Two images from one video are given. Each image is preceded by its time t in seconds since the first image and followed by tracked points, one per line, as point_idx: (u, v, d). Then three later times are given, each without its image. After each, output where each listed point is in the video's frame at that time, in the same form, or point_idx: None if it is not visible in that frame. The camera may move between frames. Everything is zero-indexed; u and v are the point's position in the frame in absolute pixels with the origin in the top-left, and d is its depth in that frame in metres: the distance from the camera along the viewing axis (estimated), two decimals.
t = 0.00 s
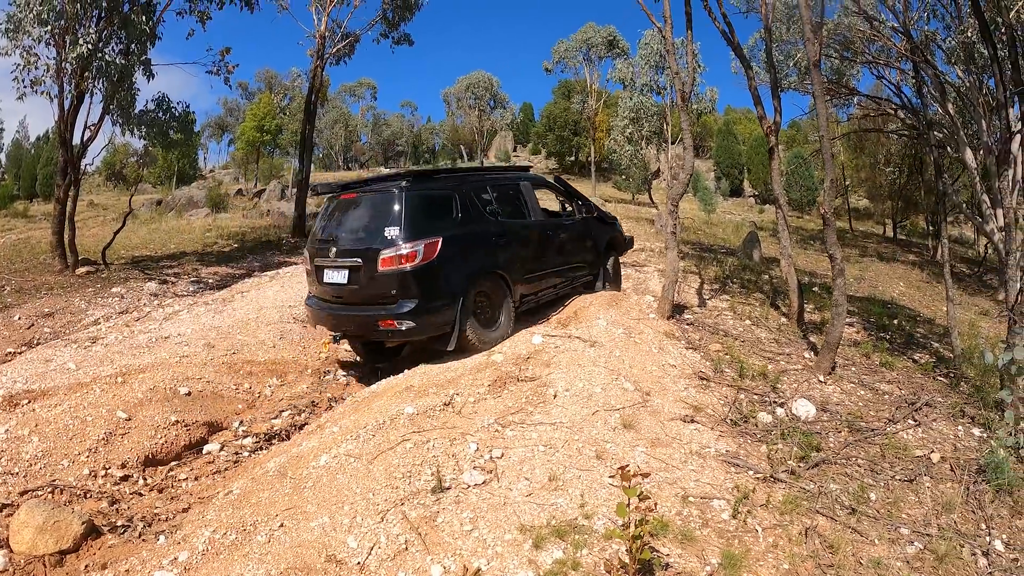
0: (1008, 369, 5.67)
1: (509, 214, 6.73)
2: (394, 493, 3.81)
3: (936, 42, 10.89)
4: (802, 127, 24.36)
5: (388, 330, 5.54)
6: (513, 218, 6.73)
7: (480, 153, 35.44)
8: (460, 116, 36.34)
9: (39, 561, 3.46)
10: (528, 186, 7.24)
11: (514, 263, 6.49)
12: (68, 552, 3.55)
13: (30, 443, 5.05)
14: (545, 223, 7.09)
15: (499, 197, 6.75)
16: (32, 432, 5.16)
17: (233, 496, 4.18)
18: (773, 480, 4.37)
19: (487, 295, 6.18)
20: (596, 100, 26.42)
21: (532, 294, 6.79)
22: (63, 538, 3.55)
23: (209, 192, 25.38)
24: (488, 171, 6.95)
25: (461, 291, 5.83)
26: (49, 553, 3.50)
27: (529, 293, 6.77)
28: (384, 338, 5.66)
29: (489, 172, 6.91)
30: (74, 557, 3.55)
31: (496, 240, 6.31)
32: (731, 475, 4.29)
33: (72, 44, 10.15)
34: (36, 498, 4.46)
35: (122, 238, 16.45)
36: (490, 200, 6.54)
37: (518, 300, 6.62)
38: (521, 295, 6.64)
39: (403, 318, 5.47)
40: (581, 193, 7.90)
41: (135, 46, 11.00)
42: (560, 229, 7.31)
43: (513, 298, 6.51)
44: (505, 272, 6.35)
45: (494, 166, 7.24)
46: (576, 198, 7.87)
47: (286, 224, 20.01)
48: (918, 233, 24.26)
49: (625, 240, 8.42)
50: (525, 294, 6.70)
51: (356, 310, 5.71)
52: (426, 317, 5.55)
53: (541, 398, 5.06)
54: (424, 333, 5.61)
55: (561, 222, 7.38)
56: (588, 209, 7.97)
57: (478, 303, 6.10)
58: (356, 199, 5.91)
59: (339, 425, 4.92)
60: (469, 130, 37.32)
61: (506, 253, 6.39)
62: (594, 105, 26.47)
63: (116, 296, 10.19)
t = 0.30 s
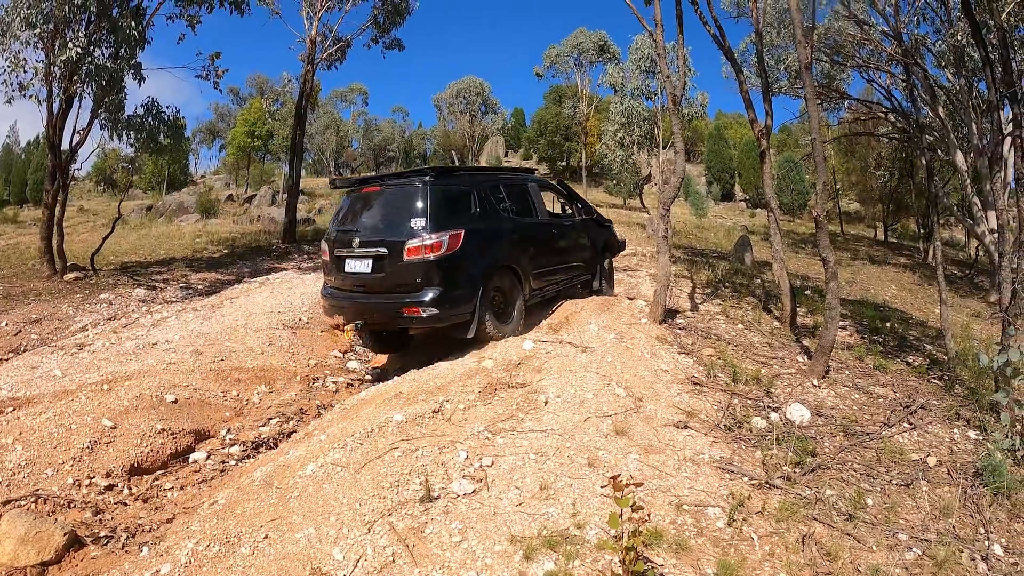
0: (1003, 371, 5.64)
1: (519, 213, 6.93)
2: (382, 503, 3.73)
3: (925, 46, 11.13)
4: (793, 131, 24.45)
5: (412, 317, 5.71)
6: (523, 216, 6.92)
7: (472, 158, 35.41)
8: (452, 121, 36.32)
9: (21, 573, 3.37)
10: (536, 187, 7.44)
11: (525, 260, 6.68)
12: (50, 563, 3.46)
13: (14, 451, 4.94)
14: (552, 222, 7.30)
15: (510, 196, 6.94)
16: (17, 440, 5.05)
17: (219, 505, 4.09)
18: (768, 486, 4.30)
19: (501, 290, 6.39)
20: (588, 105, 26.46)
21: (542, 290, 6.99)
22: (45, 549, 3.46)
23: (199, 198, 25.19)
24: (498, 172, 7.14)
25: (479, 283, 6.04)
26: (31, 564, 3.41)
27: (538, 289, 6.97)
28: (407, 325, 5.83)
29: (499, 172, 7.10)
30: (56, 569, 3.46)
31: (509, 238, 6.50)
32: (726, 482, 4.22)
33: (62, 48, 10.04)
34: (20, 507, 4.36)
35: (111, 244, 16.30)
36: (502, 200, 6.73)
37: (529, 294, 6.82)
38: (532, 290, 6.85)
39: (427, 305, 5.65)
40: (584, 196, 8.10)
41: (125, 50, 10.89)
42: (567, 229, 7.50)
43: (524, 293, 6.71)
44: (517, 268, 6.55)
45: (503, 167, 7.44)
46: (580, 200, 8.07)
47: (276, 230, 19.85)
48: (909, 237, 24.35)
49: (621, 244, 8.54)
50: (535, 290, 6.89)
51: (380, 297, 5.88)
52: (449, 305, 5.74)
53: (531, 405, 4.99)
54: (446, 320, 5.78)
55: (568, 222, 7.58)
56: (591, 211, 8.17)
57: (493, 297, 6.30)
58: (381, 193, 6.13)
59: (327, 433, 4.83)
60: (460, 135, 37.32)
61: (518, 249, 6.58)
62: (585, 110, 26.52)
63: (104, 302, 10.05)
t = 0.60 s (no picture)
0: (1000, 374, 5.52)
1: (521, 214, 6.84)
2: (356, 520, 3.52)
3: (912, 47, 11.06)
4: (781, 134, 24.46)
5: (429, 321, 5.68)
6: (525, 217, 6.85)
7: (460, 162, 35.23)
8: (440, 125, 36.14)
9: None
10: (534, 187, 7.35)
11: (530, 260, 6.63)
12: None
13: None
14: (554, 222, 7.24)
15: (511, 198, 6.83)
16: None
17: (188, 523, 3.89)
18: (763, 497, 4.13)
19: (509, 290, 6.34)
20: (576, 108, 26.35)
21: (545, 288, 6.96)
22: (7, 566, 3.34)
23: (184, 203, 24.84)
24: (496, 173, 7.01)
25: (491, 284, 6.02)
26: None
27: (542, 287, 6.93)
28: (424, 329, 5.80)
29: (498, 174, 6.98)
30: None
31: (515, 239, 6.44)
32: (719, 493, 4.04)
33: (40, 49, 9.75)
34: None
35: (94, 249, 15.99)
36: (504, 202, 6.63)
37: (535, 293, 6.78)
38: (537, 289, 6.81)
39: (443, 309, 5.63)
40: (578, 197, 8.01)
41: (106, 53, 10.62)
42: (568, 228, 7.44)
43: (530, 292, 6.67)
44: (523, 267, 6.51)
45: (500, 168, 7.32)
46: (576, 201, 7.98)
47: (261, 235, 19.56)
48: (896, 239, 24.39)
49: (614, 240, 8.36)
50: (540, 288, 6.86)
51: (395, 303, 5.82)
52: (464, 308, 5.73)
53: (516, 414, 4.80)
54: (463, 323, 5.77)
55: (568, 221, 7.52)
56: (586, 211, 8.09)
57: (502, 297, 6.26)
58: (390, 200, 6.02)
59: (303, 445, 4.61)
60: (448, 139, 37.15)
61: (523, 250, 6.53)
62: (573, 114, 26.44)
63: (83, 308, 9.78)
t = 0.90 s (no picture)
0: (999, 379, 5.41)
1: (529, 213, 6.85)
2: (332, 546, 3.30)
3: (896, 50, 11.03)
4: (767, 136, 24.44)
5: (448, 308, 5.67)
6: (533, 216, 6.86)
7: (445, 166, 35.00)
8: (425, 129, 35.86)
9: None
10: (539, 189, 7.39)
11: (537, 257, 6.62)
12: None
13: None
14: (558, 222, 7.26)
15: (520, 196, 6.84)
16: None
17: (155, 547, 3.67)
18: (761, 513, 3.96)
19: (520, 285, 6.31)
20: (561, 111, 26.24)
21: (549, 285, 6.94)
22: None
23: (165, 207, 24.38)
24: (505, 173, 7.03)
25: (506, 278, 6.04)
26: None
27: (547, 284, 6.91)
28: (442, 316, 5.78)
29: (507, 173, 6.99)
30: None
31: (526, 236, 6.46)
32: (716, 510, 3.86)
33: (15, 48, 9.39)
34: None
35: (74, 254, 15.59)
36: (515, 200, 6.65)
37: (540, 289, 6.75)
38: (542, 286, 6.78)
39: (464, 297, 5.63)
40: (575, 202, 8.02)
41: (84, 54, 10.27)
42: (569, 228, 7.46)
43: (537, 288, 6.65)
44: (532, 263, 6.50)
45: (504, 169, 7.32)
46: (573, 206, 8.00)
47: (243, 239, 19.20)
48: (880, 241, 24.51)
49: (602, 246, 8.24)
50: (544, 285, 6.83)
51: (414, 291, 5.77)
52: (484, 296, 5.75)
53: (502, 427, 4.59)
54: (481, 312, 5.78)
55: (569, 222, 7.54)
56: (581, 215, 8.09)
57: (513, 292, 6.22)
58: (410, 191, 5.98)
59: (277, 461, 4.38)
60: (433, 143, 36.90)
61: (533, 246, 6.54)
62: (559, 117, 26.32)
63: (60, 315, 9.45)
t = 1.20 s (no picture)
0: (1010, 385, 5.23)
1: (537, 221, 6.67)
2: None
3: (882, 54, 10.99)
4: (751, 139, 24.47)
5: (459, 305, 5.39)
6: (541, 224, 6.68)
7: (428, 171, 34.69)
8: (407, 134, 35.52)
9: None
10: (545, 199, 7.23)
11: (542, 261, 6.43)
12: None
13: None
14: (563, 232, 7.10)
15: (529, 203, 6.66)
16: None
17: None
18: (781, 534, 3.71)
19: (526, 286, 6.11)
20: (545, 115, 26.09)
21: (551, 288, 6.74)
22: None
23: (145, 213, 23.79)
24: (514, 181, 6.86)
25: (516, 279, 5.81)
26: None
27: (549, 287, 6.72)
28: (452, 313, 5.49)
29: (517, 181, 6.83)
30: None
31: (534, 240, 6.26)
32: (733, 533, 3.60)
33: None
34: None
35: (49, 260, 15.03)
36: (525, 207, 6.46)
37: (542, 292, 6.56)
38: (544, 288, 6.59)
39: (478, 294, 5.37)
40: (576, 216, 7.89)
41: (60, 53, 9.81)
42: (572, 238, 7.31)
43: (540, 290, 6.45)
44: (538, 266, 6.30)
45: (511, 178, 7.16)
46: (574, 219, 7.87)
47: (223, 246, 18.73)
48: (862, 244, 24.63)
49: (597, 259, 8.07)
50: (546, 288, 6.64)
51: (425, 286, 5.47)
52: (497, 296, 5.50)
53: (499, 445, 4.30)
54: (492, 311, 5.51)
55: (572, 233, 7.39)
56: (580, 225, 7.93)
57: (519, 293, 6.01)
58: (427, 186, 5.73)
59: (258, 486, 4.03)
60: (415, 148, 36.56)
61: (540, 251, 6.35)
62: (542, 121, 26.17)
63: (32, 325, 8.99)
